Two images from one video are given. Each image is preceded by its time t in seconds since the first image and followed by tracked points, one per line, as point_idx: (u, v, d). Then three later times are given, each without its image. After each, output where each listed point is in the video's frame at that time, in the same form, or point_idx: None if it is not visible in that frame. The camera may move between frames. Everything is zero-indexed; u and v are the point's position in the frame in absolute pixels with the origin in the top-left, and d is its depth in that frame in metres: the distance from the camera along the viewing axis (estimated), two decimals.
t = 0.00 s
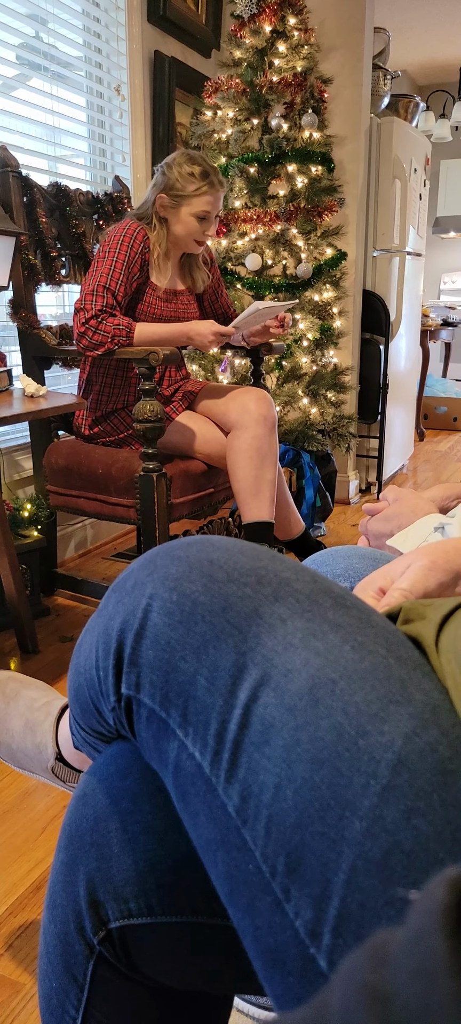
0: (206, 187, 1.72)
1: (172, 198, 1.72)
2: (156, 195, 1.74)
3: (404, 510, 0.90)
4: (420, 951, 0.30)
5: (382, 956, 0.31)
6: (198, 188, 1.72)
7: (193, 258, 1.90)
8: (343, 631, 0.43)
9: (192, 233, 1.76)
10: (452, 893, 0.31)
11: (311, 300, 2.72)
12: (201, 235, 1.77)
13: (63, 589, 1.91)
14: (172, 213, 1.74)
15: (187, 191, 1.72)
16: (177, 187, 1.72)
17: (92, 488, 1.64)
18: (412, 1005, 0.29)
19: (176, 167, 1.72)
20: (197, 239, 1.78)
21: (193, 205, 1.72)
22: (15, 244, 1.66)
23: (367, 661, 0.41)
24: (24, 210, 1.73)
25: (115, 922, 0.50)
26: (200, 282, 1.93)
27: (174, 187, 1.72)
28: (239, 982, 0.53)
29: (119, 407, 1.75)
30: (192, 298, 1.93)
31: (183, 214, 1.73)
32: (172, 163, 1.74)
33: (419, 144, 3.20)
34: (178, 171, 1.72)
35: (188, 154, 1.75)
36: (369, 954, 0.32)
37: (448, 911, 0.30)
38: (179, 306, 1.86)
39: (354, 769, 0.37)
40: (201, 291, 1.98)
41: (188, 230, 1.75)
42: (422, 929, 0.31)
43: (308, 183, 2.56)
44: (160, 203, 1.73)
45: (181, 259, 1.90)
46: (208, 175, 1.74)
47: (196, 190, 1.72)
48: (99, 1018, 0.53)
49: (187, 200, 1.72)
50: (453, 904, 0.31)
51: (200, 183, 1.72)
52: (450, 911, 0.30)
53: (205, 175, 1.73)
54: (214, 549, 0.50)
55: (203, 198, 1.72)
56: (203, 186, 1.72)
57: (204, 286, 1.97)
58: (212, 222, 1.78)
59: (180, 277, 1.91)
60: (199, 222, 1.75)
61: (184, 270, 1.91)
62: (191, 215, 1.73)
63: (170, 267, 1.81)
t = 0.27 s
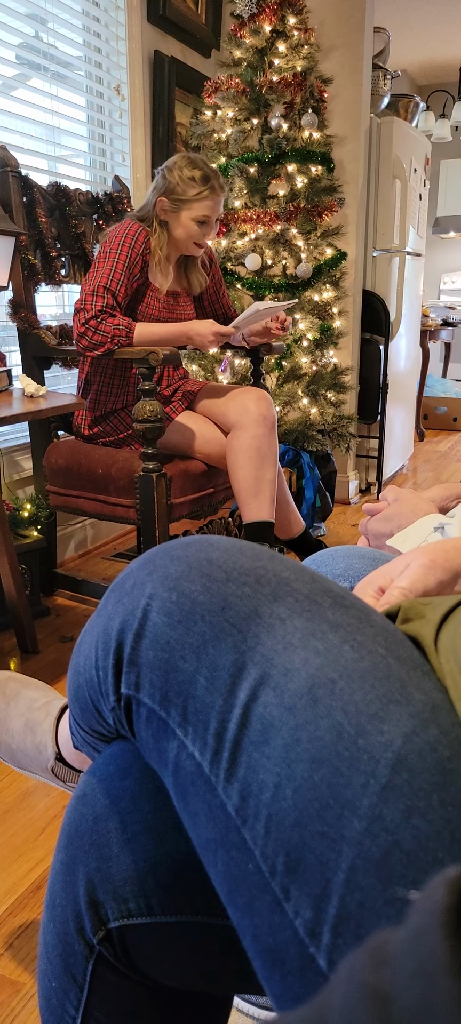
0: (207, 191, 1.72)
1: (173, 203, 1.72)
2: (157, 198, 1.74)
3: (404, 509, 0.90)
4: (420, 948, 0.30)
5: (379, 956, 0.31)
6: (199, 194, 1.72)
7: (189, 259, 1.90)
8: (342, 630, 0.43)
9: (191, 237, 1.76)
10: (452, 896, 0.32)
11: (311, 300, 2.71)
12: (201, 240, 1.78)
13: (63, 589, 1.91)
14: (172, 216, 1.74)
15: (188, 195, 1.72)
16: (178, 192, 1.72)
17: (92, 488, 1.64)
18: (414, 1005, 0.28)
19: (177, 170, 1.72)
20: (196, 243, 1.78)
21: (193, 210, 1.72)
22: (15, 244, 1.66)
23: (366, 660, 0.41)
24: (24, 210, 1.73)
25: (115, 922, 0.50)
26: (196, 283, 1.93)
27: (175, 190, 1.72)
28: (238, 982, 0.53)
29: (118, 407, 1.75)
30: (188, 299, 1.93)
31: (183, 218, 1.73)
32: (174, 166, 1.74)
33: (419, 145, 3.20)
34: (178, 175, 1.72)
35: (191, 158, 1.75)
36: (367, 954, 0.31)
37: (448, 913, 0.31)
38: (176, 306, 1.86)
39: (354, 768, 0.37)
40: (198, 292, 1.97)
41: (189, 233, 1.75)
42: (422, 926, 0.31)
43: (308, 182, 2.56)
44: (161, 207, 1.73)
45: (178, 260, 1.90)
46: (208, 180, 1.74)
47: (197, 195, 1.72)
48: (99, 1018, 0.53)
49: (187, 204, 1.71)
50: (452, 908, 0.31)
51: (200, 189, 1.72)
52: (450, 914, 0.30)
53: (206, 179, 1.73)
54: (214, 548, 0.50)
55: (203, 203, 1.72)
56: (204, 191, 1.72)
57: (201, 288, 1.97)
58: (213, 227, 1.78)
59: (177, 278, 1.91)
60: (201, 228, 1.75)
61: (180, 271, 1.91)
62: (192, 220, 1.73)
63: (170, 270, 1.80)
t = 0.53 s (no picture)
0: (206, 193, 1.71)
1: (171, 203, 1.72)
2: (155, 199, 1.74)
3: (404, 509, 0.90)
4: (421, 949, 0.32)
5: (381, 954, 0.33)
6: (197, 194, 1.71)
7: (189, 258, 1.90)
8: (342, 631, 0.43)
9: (189, 239, 1.77)
10: (452, 895, 0.33)
11: (311, 301, 2.71)
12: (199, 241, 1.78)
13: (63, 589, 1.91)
14: (170, 217, 1.74)
15: (187, 196, 1.71)
16: (177, 192, 1.72)
17: (92, 488, 1.64)
18: (416, 1007, 0.31)
19: (177, 170, 1.71)
20: (195, 244, 1.79)
21: (192, 211, 1.72)
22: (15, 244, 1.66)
23: (365, 661, 0.41)
24: (24, 210, 1.73)
25: (114, 921, 0.50)
26: (196, 282, 1.93)
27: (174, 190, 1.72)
28: (237, 983, 0.53)
29: (119, 407, 1.75)
30: (189, 298, 1.93)
31: (182, 219, 1.73)
32: (174, 165, 1.73)
33: (419, 145, 3.20)
34: (178, 177, 1.71)
35: (192, 159, 1.74)
36: (369, 952, 0.34)
37: (447, 913, 0.32)
38: (176, 306, 1.86)
39: (353, 768, 0.37)
40: (198, 291, 1.98)
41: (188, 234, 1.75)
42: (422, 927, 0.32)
43: (308, 182, 2.57)
44: (160, 207, 1.73)
45: (177, 259, 1.90)
46: (208, 183, 1.73)
47: (196, 196, 1.71)
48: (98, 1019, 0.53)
49: (186, 205, 1.71)
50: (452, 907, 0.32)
51: (198, 189, 1.71)
52: (449, 914, 0.32)
53: (205, 181, 1.72)
54: (214, 548, 0.50)
55: (202, 204, 1.72)
56: (203, 192, 1.72)
57: (201, 286, 1.97)
58: (212, 228, 1.78)
59: (177, 278, 1.91)
60: (199, 228, 1.75)
61: (180, 270, 1.91)
62: (190, 221, 1.73)
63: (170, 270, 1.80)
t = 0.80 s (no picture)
0: (205, 185, 1.71)
1: (170, 197, 1.71)
2: (155, 194, 1.73)
3: (406, 509, 0.89)
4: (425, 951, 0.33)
5: (384, 960, 0.33)
6: (196, 186, 1.71)
7: (190, 258, 1.89)
8: (342, 630, 0.43)
9: (189, 232, 1.75)
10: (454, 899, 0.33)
11: (312, 300, 2.72)
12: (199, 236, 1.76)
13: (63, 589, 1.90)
14: (169, 211, 1.73)
15: (185, 189, 1.71)
16: (175, 186, 1.71)
17: (91, 487, 1.63)
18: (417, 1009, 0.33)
19: (175, 165, 1.71)
20: (195, 239, 1.77)
21: (191, 203, 1.71)
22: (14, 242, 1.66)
23: (366, 661, 0.41)
24: (23, 208, 1.72)
25: (113, 923, 0.49)
26: (198, 281, 1.92)
27: (173, 185, 1.72)
28: (238, 985, 0.53)
29: (118, 406, 1.74)
30: (192, 298, 1.92)
31: (181, 212, 1.72)
32: (172, 160, 1.73)
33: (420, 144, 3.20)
34: (177, 169, 1.71)
35: (190, 153, 1.74)
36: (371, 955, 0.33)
37: (451, 917, 0.32)
38: (177, 305, 1.85)
39: (354, 769, 0.36)
40: (200, 290, 1.97)
41: (187, 227, 1.73)
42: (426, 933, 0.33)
43: (309, 181, 2.56)
44: (159, 200, 1.73)
45: (179, 257, 1.89)
46: (207, 174, 1.74)
47: (195, 188, 1.71)
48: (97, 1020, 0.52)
49: (185, 197, 1.71)
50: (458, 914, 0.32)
51: (198, 182, 1.71)
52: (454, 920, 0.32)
53: (204, 173, 1.72)
54: (214, 548, 0.49)
55: (201, 195, 1.71)
56: (202, 184, 1.71)
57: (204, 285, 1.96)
58: (211, 221, 1.77)
59: (179, 276, 1.90)
60: (199, 222, 1.74)
61: (183, 268, 1.90)
62: (190, 213, 1.72)
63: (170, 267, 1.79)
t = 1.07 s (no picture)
0: (197, 170, 1.73)
1: (165, 185, 1.73)
2: (150, 185, 1.75)
3: (405, 509, 0.89)
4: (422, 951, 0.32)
5: (382, 958, 0.33)
6: (189, 171, 1.72)
7: (189, 256, 1.89)
8: (341, 631, 0.42)
9: (185, 219, 1.75)
10: (451, 897, 0.32)
11: (312, 299, 2.71)
12: (195, 222, 1.76)
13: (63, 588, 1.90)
14: (165, 202, 1.75)
15: (178, 175, 1.72)
16: (168, 174, 1.73)
17: (90, 487, 1.63)
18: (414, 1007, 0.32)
19: (169, 156, 1.74)
20: (191, 227, 1.77)
21: (186, 189, 1.72)
22: (13, 241, 1.66)
23: (365, 661, 0.41)
24: (22, 208, 1.72)
25: (113, 923, 0.49)
26: (198, 281, 1.92)
27: (168, 175, 1.73)
28: (237, 984, 0.53)
29: (117, 406, 1.74)
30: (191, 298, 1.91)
31: (177, 199, 1.73)
32: (165, 153, 1.76)
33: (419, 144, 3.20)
34: (171, 160, 1.73)
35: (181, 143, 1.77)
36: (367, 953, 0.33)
37: (447, 915, 0.32)
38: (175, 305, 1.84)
39: (352, 769, 0.36)
40: (200, 291, 1.97)
41: (184, 214, 1.74)
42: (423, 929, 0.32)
43: (308, 180, 2.55)
44: (154, 191, 1.74)
45: (179, 253, 1.89)
46: (200, 161, 1.76)
47: (187, 173, 1.72)
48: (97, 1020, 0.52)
49: (181, 184, 1.72)
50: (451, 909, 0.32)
51: (191, 167, 1.73)
52: (450, 916, 0.32)
53: (197, 160, 1.75)
54: (212, 549, 0.49)
55: (195, 181, 1.73)
56: (195, 170, 1.73)
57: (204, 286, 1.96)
58: (206, 207, 1.77)
59: (178, 275, 1.90)
60: (195, 207, 1.75)
61: (182, 266, 1.90)
62: (185, 199, 1.73)
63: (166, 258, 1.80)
